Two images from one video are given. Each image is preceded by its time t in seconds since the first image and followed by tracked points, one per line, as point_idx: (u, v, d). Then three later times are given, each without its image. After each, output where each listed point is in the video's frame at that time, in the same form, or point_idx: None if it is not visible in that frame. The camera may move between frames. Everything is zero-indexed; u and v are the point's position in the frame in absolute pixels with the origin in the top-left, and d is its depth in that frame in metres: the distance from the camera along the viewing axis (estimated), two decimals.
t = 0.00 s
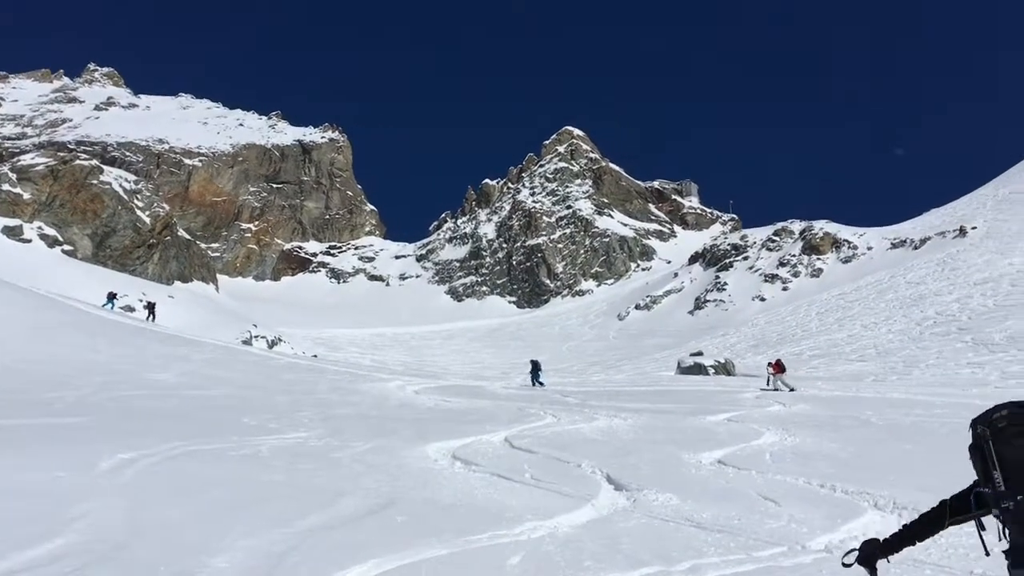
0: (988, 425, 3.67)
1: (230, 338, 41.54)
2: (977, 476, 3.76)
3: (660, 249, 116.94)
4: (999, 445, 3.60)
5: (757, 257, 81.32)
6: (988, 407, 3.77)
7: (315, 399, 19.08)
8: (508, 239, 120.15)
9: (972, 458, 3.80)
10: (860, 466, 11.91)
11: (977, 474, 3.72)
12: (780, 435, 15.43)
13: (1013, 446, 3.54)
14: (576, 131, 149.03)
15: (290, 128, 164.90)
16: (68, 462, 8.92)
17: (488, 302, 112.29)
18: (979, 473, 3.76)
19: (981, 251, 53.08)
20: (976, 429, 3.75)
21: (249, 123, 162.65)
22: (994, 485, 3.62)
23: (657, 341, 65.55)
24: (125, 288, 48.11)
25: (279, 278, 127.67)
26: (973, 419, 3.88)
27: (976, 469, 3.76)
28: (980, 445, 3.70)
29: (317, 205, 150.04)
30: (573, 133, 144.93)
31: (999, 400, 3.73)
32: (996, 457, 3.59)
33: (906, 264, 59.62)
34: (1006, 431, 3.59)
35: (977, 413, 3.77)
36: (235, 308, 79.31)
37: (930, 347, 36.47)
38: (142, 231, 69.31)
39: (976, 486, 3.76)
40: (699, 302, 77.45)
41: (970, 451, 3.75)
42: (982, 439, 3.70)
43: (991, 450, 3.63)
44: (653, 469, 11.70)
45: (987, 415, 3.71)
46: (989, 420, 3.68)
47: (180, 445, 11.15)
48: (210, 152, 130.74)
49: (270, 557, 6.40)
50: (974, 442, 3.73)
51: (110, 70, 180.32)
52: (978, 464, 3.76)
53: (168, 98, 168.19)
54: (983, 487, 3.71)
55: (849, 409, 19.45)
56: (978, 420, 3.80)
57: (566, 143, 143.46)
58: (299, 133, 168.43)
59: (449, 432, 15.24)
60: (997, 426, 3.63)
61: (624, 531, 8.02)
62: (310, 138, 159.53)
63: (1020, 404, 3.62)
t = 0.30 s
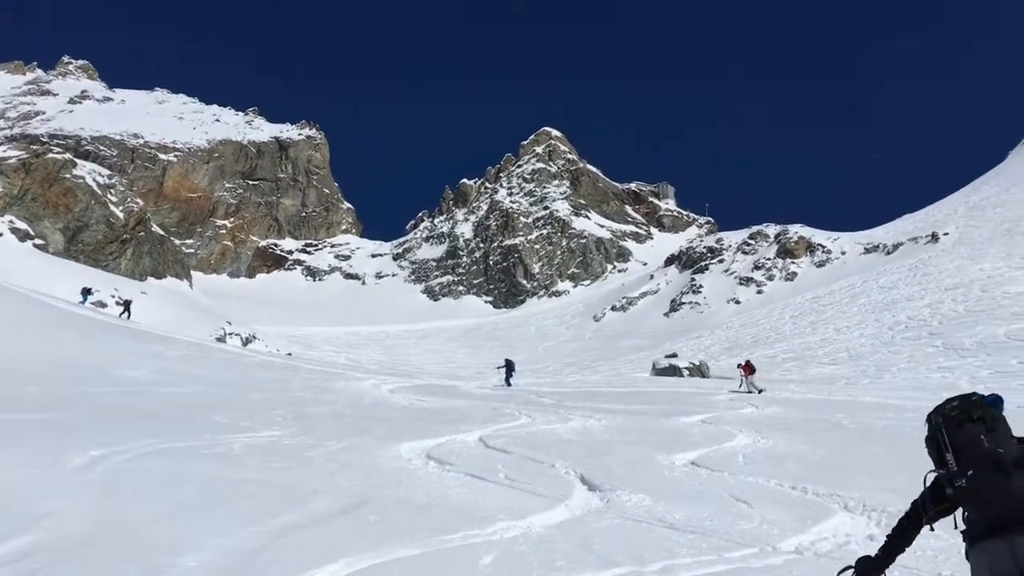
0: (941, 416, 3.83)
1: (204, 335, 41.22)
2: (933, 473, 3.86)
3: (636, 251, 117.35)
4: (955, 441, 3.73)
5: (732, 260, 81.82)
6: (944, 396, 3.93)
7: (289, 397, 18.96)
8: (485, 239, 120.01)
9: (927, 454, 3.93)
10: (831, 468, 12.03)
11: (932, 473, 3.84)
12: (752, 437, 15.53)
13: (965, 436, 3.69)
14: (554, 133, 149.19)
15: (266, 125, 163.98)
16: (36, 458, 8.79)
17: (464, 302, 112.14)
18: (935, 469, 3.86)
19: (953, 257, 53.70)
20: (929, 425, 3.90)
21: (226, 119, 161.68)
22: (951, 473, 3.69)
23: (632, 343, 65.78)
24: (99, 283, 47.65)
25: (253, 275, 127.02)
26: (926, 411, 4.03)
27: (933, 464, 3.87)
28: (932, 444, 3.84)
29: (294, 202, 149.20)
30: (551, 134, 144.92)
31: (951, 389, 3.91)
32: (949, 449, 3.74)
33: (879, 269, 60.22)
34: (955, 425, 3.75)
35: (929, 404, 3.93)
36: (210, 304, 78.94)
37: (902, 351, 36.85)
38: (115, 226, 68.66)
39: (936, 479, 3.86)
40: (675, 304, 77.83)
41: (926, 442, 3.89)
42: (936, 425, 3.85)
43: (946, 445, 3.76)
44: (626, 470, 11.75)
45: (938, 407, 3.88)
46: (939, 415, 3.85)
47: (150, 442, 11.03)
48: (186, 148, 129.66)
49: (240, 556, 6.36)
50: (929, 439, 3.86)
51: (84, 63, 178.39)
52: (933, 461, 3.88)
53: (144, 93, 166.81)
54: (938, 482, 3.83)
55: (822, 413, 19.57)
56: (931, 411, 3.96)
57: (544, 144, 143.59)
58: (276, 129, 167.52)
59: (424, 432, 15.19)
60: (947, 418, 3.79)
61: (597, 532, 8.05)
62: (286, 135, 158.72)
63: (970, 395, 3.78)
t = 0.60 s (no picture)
0: (907, 416, 4.13)
1: (184, 333, 41.10)
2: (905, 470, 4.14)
3: (619, 252, 117.73)
4: (922, 442, 4.03)
5: (713, 262, 82.21)
6: (908, 396, 4.25)
7: (268, 395, 18.88)
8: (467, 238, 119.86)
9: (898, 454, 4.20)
10: (808, 469, 12.11)
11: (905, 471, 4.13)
12: (731, 438, 15.61)
13: (932, 438, 3.98)
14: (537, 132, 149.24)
15: (248, 122, 163.28)
16: (11, 456, 8.72)
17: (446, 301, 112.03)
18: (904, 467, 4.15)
19: (931, 260, 54.22)
20: (896, 423, 4.20)
21: (207, 116, 160.94)
22: (921, 473, 3.97)
23: (614, 343, 65.93)
24: (77, 279, 47.23)
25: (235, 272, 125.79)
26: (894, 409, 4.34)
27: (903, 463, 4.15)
28: (902, 446, 4.12)
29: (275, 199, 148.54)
30: (535, 134, 144.93)
31: (916, 390, 4.23)
32: (916, 450, 4.04)
33: (859, 272, 60.67)
34: (922, 427, 4.04)
35: (896, 403, 4.24)
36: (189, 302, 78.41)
37: (880, 354, 37.16)
38: (95, 222, 68.04)
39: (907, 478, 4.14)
40: (656, 306, 78.10)
41: (895, 443, 4.17)
42: (902, 426, 4.14)
43: (911, 445, 4.06)
44: (606, 470, 11.79)
45: (902, 406, 4.20)
46: (905, 415, 4.15)
47: (129, 441, 10.95)
48: (167, 145, 129.21)
49: (219, 555, 6.31)
50: (898, 440, 4.14)
51: (64, 58, 177.06)
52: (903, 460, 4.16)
53: (124, 88, 165.89)
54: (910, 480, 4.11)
55: (801, 415, 19.70)
56: (898, 410, 4.27)
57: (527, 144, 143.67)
58: (258, 127, 166.86)
59: (403, 431, 15.14)
60: (913, 420, 4.10)
61: (577, 531, 8.09)
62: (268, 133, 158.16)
63: (933, 391, 4.11)
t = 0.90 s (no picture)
0: (893, 424, 4.28)
1: (171, 333, 40.91)
2: (894, 476, 4.31)
3: (607, 253, 117.97)
4: (908, 449, 4.18)
5: (701, 263, 82.43)
6: (895, 401, 4.37)
7: (255, 394, 18.79)
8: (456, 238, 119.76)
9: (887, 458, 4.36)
10: (794, 470, 12.15)
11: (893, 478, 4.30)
12: (717, 439, 15.64)
13: (917, 447, 4.13)
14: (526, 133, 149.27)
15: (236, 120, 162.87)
16: None
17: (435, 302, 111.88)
18: (893, 472, 4.32)
19: (917, 263, 54.52)
20: (885, 428, 4.35)
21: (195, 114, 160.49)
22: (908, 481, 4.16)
23: (602, 344, 66.03)
24: (63, 277, 46.90)
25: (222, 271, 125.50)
26: (881, 413, 4.49)
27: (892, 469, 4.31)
28: (891, 452, 4.27)
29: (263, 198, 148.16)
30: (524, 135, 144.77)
31: (901, 395, 4.34)
32: (902, 457, 4.20)
33: (846, 274, 60.95)
34: (908, 436, 4.19)
35: (883, 408, 4.38)
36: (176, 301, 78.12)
37: (866, 356, 37.34)
38: (81, 220, 67.65)
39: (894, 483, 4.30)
40: (644, 306, 78.26)
41: (884, 449, 4.33)
42: (888, 433, 4.30)
43: (899, 453, 4.22)
44: (593, 471, 11.80)
45: (890, 413, 4.33)
46: (892, 423, 4.29)
47: (114, 440, 10.90)
48: (155, 143, 128.90)
49: (202, 555, 6.28)
50: (887, 448, 4.29)
51: (52, 55, 176.25)
52: (892, 465, 4.32)
53: (111, 86, 165.20)
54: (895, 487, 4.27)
55: (788, 416, 19.75)
56: (886, 414, 4.41)
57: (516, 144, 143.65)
58: (246, 126, 166.52)
59: (390, 431, 15.10)
60: (899, 429, 4.24)
61: (564, 532, 8.07)
62: (257, 131, 157.87)
63: (917, 397, 4.24)
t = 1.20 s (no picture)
0: (898, 432, 4.37)
1: (160, 331, 40.75)
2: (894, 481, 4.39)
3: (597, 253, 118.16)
4: (909, 454, 4.27)
5: (692, 264, 82.61)
6: (900, 412, 4.46)
7: (243, 394, 18.72)
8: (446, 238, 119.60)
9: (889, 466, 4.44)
10: (782, 471, 12.18)
11: (892, 481, 4.38)
12: (707, 440, 15.67)
13: (918, 454, 4.22)
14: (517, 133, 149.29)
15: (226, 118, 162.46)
16: None
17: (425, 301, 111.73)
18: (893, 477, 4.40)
19: (906, 265, 54.76)
20: (891, 436, 4.43)
21: (185, 112, 160.08)
22: (906, 489, 4.22)
23: (592, 344, 66.10)
24: (51, 276, 46.47)
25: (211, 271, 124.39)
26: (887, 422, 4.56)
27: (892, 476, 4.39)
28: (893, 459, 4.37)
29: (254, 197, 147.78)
30: (515, 135, 144.71)
31: (908, 405, 4.42)
32: (903, 461, 4.29)
33: (835, 276, 61.18)
34: (909, 441, 4.29)
35: (890, 418, 4.46)
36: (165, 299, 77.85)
37: (855, 357, 37.47)
38: (70, 217, 67.30)
39: (894, 491, 4.37)
40: (635, 307, 78.40)
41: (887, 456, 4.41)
42: (894, 440, 4.39)
43: (900, 458, 4.31)
44: (583, 471, 11.80)
45: (896, 422, 4.42)
46: (896, 431, 4.39)
47: (102, 438, 10.86)
48: (145, 140, 128.54)
49: (188, 554, 6.25)
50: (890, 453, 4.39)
51: (41, 52, 175.53)
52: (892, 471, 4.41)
53: (100, 83, 164.55)
54: (897, 493, 4.36)
55: (777, 417, 19.80)
56: (890, 424, 4.49)
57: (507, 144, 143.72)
58: (236, 124, 166.12)
59: (379, 431, 15.08)
60: (904, 435, 4.32)
61: (553, 532, 8.07)
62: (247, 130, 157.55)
63: (922, 408, 4.32)
